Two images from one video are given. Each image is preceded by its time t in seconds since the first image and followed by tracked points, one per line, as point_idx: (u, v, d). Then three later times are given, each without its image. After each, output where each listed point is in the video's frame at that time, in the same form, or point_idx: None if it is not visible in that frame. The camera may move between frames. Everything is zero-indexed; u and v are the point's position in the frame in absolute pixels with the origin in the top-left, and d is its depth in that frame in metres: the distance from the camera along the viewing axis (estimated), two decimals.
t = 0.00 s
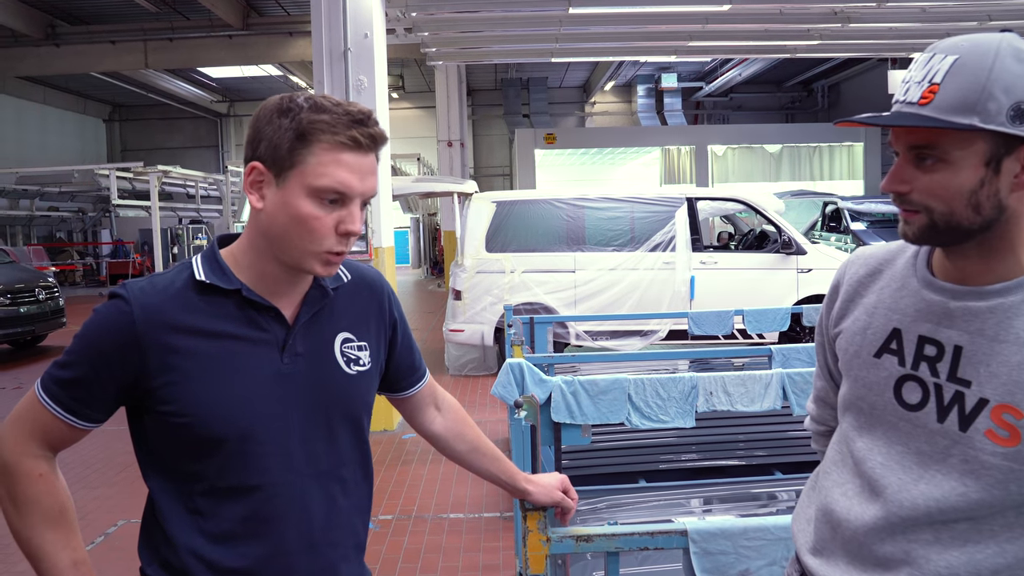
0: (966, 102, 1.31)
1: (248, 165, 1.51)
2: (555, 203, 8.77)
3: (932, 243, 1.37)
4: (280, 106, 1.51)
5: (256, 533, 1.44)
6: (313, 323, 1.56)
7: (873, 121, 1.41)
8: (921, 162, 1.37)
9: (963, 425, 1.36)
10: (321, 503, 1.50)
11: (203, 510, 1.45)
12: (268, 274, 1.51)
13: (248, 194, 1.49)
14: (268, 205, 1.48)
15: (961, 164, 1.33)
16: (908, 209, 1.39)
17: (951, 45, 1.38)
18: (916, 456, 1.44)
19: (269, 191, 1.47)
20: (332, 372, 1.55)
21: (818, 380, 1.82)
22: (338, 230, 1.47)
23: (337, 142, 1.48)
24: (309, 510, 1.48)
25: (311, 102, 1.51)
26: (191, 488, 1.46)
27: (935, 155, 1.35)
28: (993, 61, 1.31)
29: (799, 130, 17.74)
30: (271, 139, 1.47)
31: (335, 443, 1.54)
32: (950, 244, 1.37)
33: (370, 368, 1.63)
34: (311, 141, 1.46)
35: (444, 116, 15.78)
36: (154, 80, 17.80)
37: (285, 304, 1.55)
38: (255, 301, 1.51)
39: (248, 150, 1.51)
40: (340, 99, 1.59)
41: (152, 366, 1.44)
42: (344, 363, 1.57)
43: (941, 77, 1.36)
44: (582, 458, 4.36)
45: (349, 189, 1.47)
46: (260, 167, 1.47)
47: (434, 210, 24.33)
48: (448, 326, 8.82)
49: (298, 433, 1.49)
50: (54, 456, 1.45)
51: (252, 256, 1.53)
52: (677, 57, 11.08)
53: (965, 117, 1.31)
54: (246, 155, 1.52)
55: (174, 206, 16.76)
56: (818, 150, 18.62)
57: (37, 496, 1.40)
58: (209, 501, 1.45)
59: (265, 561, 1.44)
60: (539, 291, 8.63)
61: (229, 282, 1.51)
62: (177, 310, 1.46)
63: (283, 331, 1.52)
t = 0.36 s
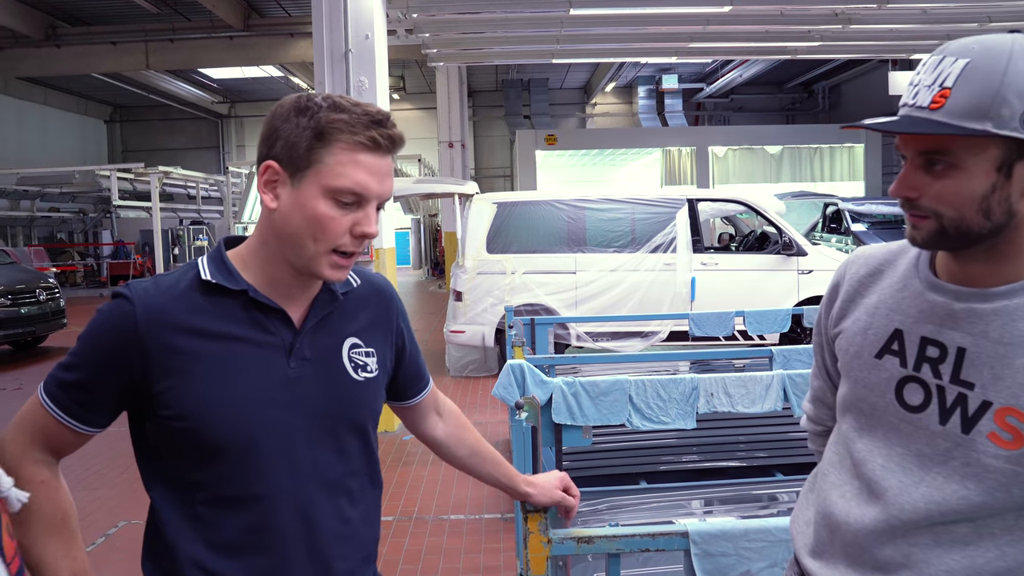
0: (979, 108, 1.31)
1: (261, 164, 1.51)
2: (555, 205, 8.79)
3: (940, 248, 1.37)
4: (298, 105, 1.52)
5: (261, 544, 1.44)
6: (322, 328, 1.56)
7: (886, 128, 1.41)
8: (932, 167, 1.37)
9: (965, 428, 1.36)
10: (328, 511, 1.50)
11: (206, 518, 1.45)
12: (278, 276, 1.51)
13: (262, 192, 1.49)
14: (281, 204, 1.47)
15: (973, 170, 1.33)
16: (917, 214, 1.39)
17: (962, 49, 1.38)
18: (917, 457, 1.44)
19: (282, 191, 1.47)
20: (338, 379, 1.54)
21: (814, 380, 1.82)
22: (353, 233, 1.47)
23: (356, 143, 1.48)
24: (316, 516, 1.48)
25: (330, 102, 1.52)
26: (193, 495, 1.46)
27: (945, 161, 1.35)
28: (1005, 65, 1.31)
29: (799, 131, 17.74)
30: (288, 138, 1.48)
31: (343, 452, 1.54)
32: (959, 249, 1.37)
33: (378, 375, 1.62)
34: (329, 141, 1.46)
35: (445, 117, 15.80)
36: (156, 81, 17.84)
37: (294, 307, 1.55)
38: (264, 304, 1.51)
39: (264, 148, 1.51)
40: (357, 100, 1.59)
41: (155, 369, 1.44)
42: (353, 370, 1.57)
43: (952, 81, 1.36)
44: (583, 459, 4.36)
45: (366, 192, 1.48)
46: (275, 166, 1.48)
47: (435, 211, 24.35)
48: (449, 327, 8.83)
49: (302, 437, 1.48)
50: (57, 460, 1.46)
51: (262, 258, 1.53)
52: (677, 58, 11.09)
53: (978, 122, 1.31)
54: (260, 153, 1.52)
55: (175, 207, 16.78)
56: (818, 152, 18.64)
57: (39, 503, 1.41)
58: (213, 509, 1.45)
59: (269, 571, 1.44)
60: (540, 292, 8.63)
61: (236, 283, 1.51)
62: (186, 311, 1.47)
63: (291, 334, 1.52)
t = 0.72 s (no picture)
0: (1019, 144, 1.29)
1: (293, 162, 1.53)
2: (556, 207, 8.79)
3: (976, 270, 1.40)
4: (333, 97, 1.54)
5: (288, 564, 1.40)
6: (358, 335, 1.56)
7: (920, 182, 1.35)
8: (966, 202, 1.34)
9: (965, 426, 1.44)
10: (359, 536, 1.46)
11: (236, 535, 1.41)
12: (313, 280, 1.53)
13: (297, 190, 1.52)
14: (318, 202, 1.50)
15: (1009, 200, 1.32)
16: (953, 245, 1.39)
17: (979, 73, 1.32)
18: (916, 456, 1.51)
19: (318, 187, 1.50)
20: (373, 391, 1.52)
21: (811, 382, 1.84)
22: (394, 231, 1.51)
23: (396, 136, 1.51)
24: (346, 536, 1.44)
25: (367, 95, 1.54)
26: (221, 512, 1.42)
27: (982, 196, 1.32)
28: None
29: (800, 133, 17.72)
30: (325, 133, 1.50)
31: (380, 469, 1.51)
32: (990, 267, 1.40)
33: (419, 388, 1.61)
34: (368, 135, 1.49)
35: (445, 119, 15.78)
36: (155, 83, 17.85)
37: (328, 313, 1.56)
38: (294, 311, 1.51)
39: (298, 145, 1.54)
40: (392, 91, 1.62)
41: (183, 375, 1.44)
42: (393, 382, 1.56)
43: (984, 113, 1.30)
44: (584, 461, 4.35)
45: (406, 189, 1.51)
46: (308, 161, 1.51)
47: (435, 213, 24.32)
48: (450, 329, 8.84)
49: (337, 450, 1.45)
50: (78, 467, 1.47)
51: (295, 259, 1.55)
52: (678, 60, 11.09)
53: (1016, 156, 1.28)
54: (294, 149, 1.55)
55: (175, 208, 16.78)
56: (819, 153, 18.64)
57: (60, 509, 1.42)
58: (241, 525, 1.41)
59: None
60: (540, 294, 8.64)
61: (265, 290, 1.52)
62: (213, 319, 1.47)
63: (323, 344, 1.51)
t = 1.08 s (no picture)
0: None
1: (389, 147, 1.46)
2: (550, 213, 8.95)
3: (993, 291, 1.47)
4: (436, 82, 1.46)
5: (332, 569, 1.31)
6: (426, 336, 1.44)
7: (958, 243, 1.42)
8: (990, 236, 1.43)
9: (955, 430, 1.47)
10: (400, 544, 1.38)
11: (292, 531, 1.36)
12: (396, 274, 1.44)
13: (390, 178, 1.44)
14: (414, 192, 1.43)
15: None
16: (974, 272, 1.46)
17: (995, 117, 1.42)
18: (906, 460, 1.53)
19: (413, 176, 1.43)
20: (434, 397, 1.41)
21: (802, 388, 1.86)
22: (491, 229, 1.43)
23: (502, 128, 1.42)
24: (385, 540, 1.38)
25: (475, 83, 1.45)
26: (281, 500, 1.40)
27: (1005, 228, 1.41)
28: None
29: (793, 139, 17.79)
30: (430, 119, 1.42)
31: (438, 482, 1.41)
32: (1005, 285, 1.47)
33: (494, 402, 1.47)
34: (474, 124, 1.40)
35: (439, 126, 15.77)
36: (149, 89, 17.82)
37: (396, 313, 1.45)
38: (360, 303, 1.42)
39: (395, 130, 1.47)
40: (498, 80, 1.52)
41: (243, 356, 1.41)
42: (460, 392, 1.43)
43: (1010, 158, 1.41)
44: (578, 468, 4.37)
45: (509, 184, 1.42)
46: (406, 148, 1.43)
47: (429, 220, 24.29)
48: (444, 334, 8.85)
49: (387, 452, 1.39)
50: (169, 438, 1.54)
51: (378, 249, 1.46)
52: (671, 67, 11.14)
53: None
54: (389, 134, 1.48)
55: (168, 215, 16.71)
56: (811, 160, 18.72)
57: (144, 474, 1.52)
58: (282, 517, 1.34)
59: None
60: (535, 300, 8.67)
61: (334, 277, 1.45)
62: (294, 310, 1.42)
63: (389, 337, 1.42)
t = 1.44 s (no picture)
0: (1005, 191, 1.44)
1: (459, 157, 1.48)
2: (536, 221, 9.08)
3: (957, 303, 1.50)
4: (514, 96, 1.46)
5: None
6: (467, 355, 1.47)
7: (929, 257, 1.44)
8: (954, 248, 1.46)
9: (922, 435, 1.50)
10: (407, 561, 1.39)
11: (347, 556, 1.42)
12: (450, 288, 1.48)
13: (454, 190, 1.46)
14: (476, 207, 1.43)
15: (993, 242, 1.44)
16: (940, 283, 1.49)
17: (969, 133, 1.44)
18: (876, 465, 1.56)
19: (477, 191, 1.44)
20: (465, 413, 1.43)
21: (777, 394, 1.89)
22: (551, 253, 1.41)
23: (575, 151, 1.40)
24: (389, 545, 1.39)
25: (552, 103, 1.45)
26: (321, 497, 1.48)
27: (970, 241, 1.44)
28: (1018, 141, 1.43)
29: (778, 148, 17.97)
30: (503, 135, 1.42)
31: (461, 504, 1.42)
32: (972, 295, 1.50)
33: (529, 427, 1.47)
34: (547, 145, 1.39)
35: (426, 133, 15.76)
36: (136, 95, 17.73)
37: (439, 328, 1.51)
38: (402, 311, 1.49)
39: (466, 143, 1.48)
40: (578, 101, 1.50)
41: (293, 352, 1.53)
42: (491, 414, 1.45)
43: (982, 174, 1.43)
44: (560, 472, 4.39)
45: (576, 208, 1.40)
46: (473, 162, 1.44)
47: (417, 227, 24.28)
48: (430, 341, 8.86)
49: (413, 460, 1.41)
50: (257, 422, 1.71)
51: (435, 259, 1.52)
52: (656, 76, 11.23)
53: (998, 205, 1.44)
54: (460, 147, 1.50)
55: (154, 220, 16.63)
56: (796, 168, 18.89)
57: (228, 448, 1.70)
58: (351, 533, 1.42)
59: None
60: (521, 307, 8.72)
61: (382, 280, 1.54)
62: (343, 313, 1.53)
63: (422, 350, 1.47)
